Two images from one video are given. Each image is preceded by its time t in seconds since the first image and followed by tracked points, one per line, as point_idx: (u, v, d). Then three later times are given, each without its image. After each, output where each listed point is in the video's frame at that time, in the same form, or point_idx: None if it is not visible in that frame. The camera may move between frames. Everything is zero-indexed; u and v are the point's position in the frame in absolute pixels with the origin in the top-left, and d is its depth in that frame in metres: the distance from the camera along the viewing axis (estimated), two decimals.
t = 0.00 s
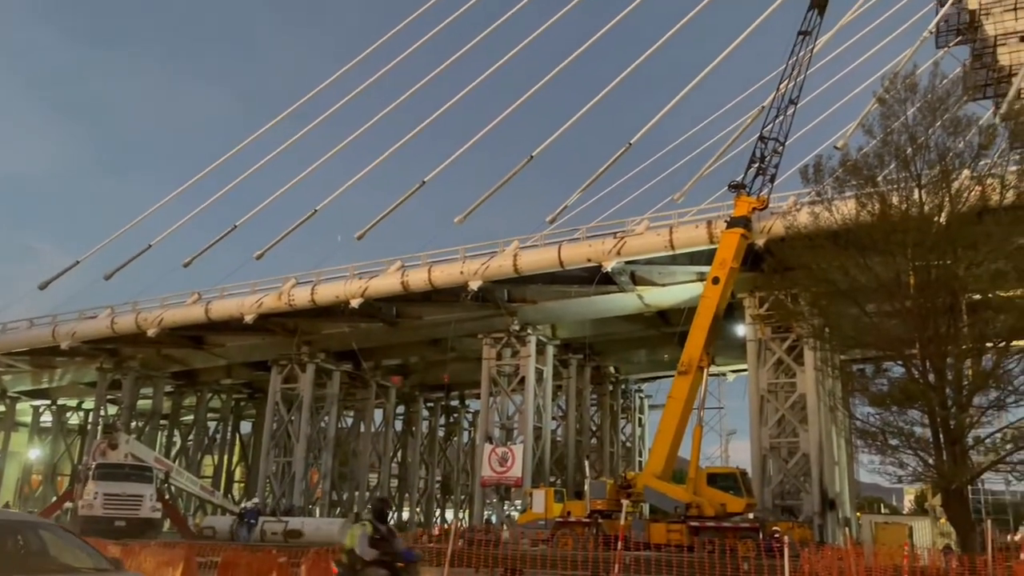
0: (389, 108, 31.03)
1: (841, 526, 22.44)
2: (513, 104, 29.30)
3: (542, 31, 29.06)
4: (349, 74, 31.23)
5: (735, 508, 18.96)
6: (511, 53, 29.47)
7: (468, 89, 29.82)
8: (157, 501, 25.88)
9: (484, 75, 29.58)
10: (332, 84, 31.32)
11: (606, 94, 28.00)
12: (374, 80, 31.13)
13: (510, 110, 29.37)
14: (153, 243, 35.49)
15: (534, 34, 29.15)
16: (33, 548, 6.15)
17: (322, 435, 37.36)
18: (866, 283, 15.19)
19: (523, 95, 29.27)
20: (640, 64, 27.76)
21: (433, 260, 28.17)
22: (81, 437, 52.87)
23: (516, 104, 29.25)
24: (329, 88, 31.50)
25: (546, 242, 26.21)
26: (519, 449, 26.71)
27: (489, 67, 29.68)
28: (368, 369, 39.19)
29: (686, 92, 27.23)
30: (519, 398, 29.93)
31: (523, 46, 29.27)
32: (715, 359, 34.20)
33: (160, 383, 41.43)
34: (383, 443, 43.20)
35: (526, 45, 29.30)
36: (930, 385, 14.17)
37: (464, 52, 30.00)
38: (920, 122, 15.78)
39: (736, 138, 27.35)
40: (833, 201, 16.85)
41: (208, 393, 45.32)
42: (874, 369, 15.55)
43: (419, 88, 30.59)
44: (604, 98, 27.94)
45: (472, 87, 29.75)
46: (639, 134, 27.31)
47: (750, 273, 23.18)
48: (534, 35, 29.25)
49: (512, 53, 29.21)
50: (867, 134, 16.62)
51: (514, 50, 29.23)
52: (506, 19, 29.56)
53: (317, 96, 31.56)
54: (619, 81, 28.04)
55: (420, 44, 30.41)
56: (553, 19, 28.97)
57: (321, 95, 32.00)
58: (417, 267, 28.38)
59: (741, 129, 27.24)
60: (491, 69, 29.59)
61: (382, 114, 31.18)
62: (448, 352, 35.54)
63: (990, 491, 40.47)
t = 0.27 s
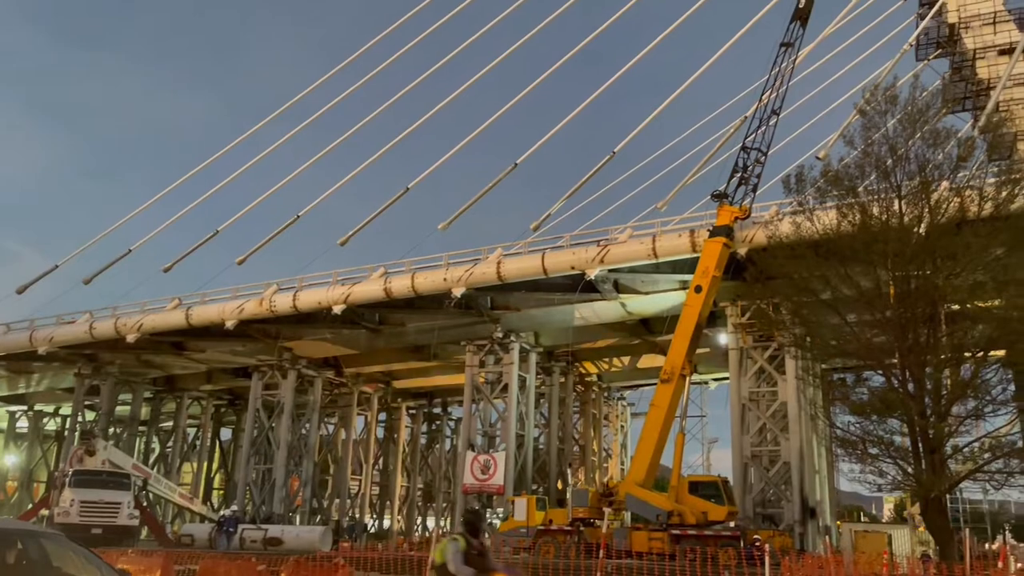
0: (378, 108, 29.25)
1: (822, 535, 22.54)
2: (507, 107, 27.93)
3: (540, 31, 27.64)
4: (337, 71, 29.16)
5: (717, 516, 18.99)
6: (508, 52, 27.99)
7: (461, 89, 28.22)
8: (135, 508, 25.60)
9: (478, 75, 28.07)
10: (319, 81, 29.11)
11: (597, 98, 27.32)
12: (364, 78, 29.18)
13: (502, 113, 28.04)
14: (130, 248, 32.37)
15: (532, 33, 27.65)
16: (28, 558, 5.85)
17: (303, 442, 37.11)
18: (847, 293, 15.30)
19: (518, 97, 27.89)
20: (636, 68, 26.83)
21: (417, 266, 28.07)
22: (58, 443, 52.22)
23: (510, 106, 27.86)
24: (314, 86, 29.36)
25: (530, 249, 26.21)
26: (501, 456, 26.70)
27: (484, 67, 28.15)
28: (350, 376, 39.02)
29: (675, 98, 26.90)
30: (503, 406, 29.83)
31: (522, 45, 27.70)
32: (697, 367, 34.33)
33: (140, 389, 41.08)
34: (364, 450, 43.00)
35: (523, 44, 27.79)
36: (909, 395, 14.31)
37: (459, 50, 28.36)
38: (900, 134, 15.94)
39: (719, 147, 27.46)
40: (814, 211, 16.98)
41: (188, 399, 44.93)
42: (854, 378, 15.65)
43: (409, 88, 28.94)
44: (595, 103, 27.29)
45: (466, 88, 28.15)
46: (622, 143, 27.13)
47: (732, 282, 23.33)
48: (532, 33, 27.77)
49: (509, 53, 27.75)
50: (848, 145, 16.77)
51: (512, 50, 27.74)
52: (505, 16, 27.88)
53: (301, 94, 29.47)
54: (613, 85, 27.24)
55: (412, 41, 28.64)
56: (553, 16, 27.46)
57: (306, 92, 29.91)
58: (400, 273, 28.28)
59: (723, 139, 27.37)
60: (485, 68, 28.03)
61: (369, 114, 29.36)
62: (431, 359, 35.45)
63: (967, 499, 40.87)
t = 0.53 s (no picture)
0: (362, 114, 29.41)
1: (802, 542, 22.64)
2: (490, 115, 28.01)
3: (523, 40, 27.95)
4: (321, 78, 29.38)
5: (699, 524, 18.82)
6: (493, 60, 28.16)
7: (445, 96, 28.42)
8: (112, 515, 25.28)
9: (463, 83, 28.28)
10: (304, 86, 29.28)
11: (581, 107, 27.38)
12: (349, 84, 29.33)
13: (487, 120, 28.06)
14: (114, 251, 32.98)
15: (516, 42, 27.95)
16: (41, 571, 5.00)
17: (284, 449, 36.86)
18: (828, 302, 15.42)
19: (503, 105, 27.98)
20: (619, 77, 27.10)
21: (400, 272, 28.00)
22: (34, 449, 51.53)
23: (494, 113, 27.96)
24: (299, 91, 29.62)
25: (514, 256, 26.23)
26: (484, 464, 26.67)
27: (469, 75, 28.28)
28: (332, 382, 38.84)
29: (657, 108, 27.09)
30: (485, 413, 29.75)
31: (507, 53, 27.88)
32: (680, 375, 34.46)
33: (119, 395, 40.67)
34: (346, 457, 42.78)
35: (508, 52, 28.05)
36: (889, 403, 14.43)
37: (444, 57, 28.58)
38: (880, 145, 16.12)
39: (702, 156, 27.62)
40: (796, 221, 17.12)
41: (168, 405, 44.52)
42: (835, 387, 15.76)
43: (393, 95, 29.14)
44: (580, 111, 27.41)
45: (450, 94, 28.35)
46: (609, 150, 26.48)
47: (715, 290, 23.47)
48: (517, 42, 28.02)
49: (494, 61, 27.93)
50: (829, 155, 16.93)
51: (496, 58, 27.99)
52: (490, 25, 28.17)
53: (286, 99, 29.75)
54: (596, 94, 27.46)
55: (397, 49, 28.90)
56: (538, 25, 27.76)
57: (291, 98, 30.14)
58: (383, 279, 28.20)
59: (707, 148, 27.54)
60: (470, 76, 28.20)
61: (353, 120, 29.56)
62: (413, 366, 35.36)
63: (946, 508, 41.15)
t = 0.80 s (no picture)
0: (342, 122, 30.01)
1: (782, 550, 22.71)
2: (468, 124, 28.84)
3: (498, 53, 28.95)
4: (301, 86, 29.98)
5: (679, 531, 19.12)
6: (469, 71, 29.00)
7: (423, 106, 29.26)
8: (89, 521, 24.98)
9: (441, 93, 29.00)
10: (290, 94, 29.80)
11: (556, 118, 28.18)
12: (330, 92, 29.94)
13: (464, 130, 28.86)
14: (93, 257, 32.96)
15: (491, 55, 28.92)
16: None
17: (265, 455, 36.59)
18: (810, 310, 15.51)
19: (480, 114, 28.78)
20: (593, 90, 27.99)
21: (383, 277, 27.94)
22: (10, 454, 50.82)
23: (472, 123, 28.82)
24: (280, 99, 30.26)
25: (497, 262, 26.23)
26: (466, 470, 26.61)
27: (447, 84, 29.02)
28: (313, 388, 38.63)
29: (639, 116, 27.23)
30: (467, 419, 29.67)
31: (482, 65, 28.78)
32: (662, 382, 34.56)
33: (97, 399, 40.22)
34: (327, 463, 42.52)
35: (483, 64, 29.00)
36: (869, 411, 14.45)
37: (422, 68, 29.34)
38: (861, 155, 16.27)
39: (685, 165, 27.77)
40: (778, 229, 17.24)
41: (147, 410, 44.08)
42: (815, 395, 15.86)
43: (373, 104, 29.79)
44: (555, 122, 28.15)
45: (427, 104, 29.18)
46: (589, 159, 27.36)
47: (697, 298, 23.57)
48: (492, 55, 29.01)
49: (470, 72, 28.80)
50: (811, 165, 17.08)
51: (473, 70, 28.89)
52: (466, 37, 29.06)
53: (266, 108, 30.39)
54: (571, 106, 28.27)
55: (376, 59, 29.60)
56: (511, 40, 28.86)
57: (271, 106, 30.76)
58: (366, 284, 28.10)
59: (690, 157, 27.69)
60: (447, 86, 28.99)
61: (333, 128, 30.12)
62: (396, 372, 35.23)
63: (925, 515, 41.46)
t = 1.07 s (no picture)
0: (325, 126, 29.82)
1: (762, 557, 22.77)
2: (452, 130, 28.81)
3: (481, 59, 28.99)
4: (284, 89, 29.77)
5: (661, 538, 18.85)
6: (453, 77, 29.07)
7: (407, 110, 29.12)
8: (65, 527, 24.67)
9: (425, 98, 28.97)
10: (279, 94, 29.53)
11: (540, 124, 28.22)
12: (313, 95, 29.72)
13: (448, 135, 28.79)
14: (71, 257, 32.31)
15: (474, 61, 28.97)
16: None
17: (245, 460, 36.28)
18: (792, 318, 15.58)
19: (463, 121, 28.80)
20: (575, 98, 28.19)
21: (366, 282, 27.82)
22: None
23: (455, 129, 28.75)
24: (262, 103, 30.09)
25: (481, 268, 26.20)
26: (448, 476, 26.42)
27: (431, 90, 29.08)
28: (295, 393, 38.40)
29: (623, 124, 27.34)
30: (450, 425, 29.56)
31: (467, 71, 28.84)
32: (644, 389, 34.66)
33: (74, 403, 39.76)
34: (308, 469, 42.26)
35: (466, 71, 29.02)
36: (850, 419, 14.56)
37: (405, 73, 29.41)
38: (843, 164, 16.41)
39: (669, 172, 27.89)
40: (760, 237, 17.34)
41: (126, 415, 43.62)
42: (797, 402, 15.94)
43: (356, 109, 29.60)
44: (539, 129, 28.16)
45: (411, 108, 29.10)
46: (576, 166, 27.22)
47: (680, 305, 23.69)
48: (475, 61, 29.06)
49: (453, 78, 28.91)
50: (793, 174, 17.20)
51: (456, 75, 28.97)
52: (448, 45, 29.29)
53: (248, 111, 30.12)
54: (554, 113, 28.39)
55: (359, 64, 29.60)
56: (494, 47, 29.01)
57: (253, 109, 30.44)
58: (349, 289, 27.98)
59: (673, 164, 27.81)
60: (431, 93, 29.03)
61: (317, 132, 29.89)
62: (378, 377, 35.10)
63: (903, 523, 41.79)
